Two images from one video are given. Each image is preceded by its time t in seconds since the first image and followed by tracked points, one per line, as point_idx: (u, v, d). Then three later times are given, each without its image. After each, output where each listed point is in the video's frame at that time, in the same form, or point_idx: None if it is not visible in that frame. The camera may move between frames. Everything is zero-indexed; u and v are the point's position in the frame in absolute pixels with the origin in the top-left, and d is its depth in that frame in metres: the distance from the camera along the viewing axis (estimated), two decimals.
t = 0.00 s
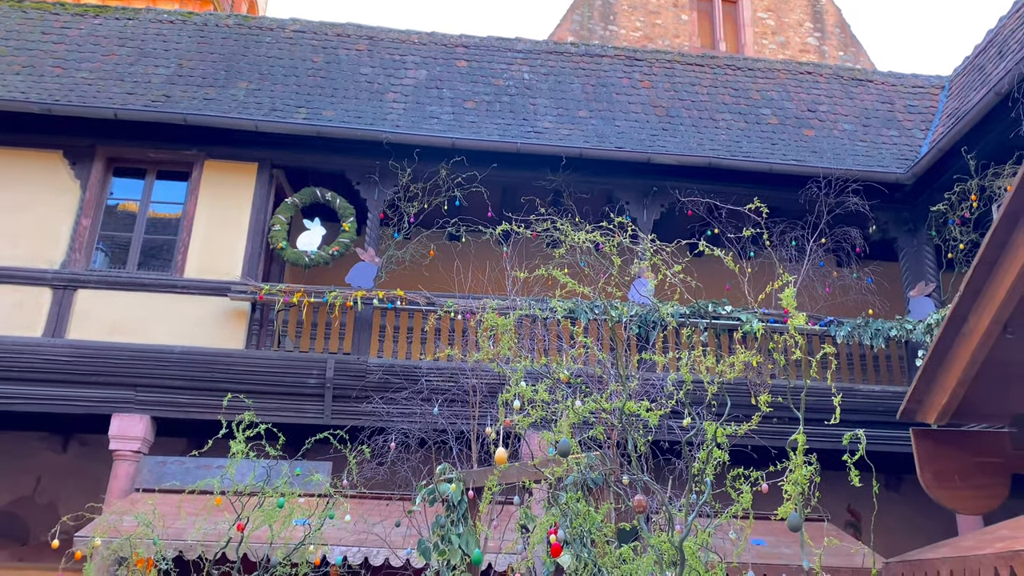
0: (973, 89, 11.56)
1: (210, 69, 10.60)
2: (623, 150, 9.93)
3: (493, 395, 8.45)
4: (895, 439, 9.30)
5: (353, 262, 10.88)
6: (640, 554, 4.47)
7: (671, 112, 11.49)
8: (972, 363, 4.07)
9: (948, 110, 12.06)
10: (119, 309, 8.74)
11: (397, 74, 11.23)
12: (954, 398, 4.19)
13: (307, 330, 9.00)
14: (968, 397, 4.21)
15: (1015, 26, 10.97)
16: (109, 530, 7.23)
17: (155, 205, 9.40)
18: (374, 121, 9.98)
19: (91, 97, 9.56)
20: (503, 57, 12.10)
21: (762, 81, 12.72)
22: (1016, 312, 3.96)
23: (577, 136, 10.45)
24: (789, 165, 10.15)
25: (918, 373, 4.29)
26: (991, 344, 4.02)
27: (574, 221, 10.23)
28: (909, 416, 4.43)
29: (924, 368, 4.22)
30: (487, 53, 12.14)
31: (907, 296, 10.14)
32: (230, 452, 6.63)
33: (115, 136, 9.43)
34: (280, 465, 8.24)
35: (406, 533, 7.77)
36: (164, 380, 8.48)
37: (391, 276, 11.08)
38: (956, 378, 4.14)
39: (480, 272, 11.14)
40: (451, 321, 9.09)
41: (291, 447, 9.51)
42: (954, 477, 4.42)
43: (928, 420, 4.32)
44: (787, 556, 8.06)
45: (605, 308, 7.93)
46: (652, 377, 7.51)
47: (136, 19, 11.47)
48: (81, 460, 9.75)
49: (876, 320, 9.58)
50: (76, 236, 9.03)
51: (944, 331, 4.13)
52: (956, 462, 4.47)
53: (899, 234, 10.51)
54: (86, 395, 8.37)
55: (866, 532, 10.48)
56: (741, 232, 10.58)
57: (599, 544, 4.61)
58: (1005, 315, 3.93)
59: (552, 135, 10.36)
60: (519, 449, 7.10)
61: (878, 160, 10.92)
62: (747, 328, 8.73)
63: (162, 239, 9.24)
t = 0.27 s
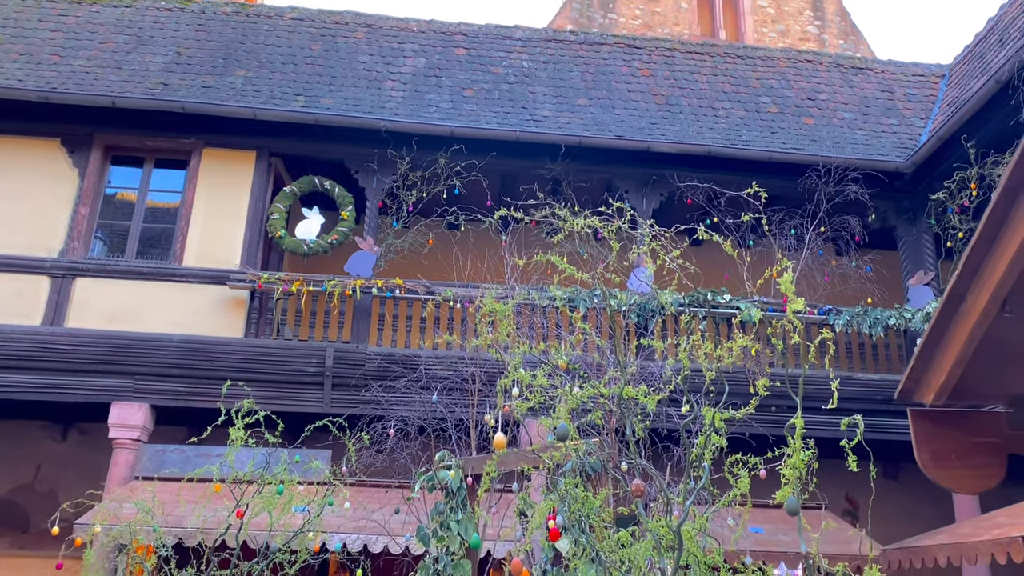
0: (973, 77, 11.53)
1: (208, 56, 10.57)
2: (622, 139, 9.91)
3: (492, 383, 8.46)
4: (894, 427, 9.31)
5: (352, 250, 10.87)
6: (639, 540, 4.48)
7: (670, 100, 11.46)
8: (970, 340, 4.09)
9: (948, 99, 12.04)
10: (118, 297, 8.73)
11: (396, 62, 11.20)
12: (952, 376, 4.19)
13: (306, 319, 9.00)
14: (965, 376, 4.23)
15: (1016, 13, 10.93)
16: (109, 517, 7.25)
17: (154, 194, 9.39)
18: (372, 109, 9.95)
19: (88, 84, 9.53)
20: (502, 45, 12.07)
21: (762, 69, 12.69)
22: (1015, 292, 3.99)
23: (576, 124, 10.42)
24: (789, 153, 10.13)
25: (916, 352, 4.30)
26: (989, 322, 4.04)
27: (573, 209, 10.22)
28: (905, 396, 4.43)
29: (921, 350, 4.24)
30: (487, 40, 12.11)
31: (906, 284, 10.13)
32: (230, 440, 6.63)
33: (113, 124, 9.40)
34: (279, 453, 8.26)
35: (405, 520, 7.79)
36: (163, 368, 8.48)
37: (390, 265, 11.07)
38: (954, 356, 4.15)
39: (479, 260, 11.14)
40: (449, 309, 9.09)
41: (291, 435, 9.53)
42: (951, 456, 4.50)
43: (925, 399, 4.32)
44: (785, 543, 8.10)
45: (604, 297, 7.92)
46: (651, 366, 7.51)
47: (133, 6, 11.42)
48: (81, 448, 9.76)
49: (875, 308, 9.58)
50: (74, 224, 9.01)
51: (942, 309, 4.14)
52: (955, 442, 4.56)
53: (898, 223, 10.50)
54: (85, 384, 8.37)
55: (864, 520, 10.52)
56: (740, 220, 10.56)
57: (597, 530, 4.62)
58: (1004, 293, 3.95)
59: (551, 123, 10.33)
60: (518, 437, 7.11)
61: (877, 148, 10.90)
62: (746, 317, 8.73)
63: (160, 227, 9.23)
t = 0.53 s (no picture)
0: (974, 68, 11.49)
1: (207, 47, 10.54)
2: (622, 129, 9.89)
3: (492, 374, 8.46)
4: (893, 418, 9.32)
5: (351, 242, 10.86)
6: (639, 529, 4.49)
7: (670, 91, 11.44)
8: (971, 329, 4.08)
9: (948, 89, 12.01)
10: (117, 288, 8.72)
11: (395, 53, 11.17)
12: (952, 365, 4.19)
13: (306, 310, 9.00)
14: (966, 365, 4.23)
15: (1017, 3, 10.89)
16: (109, 507, 7.26)
17: (153, 185, 9.37)
18: (371, 99, 9.92)
19: (86, 75, 9.50)
20: (501, 36, 12.05)
21: (762, 60, 12.67)
22: (1015, 280, 3.97)
23: (576, 115, 10.40)
24: (789, 144, 10.11)
25: (916, 341, 4.30)
26: (990, 310, 4.03)
27: (572, 200, 10.20)
28: (906, 383, 4.43)
29: (922, 339, 4.25)
30: (486, 31, 12.09)
31: (906, 276, 10.12)
32: (229, 430, 6.62)
33: (111, 115, 9.38)
34: (279, 443, 8.27)
35: (405, 511, 7.80)
36: (163, 359, 8.48)
37: (390, 256, 11.07)
38: (955, 345, 4.14)
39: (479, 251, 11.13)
40: (449, 300, 9.09)
41: (291, 426, 9.54)
42: (951, 445, 4.43)
43: (925, 388, 4.33)
44: (785, 533, 8.12)
45: (603, 288, 7.91)
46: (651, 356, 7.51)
47: None
48: (81, 439, 9.77)
49: (875, 299, 9.58)
50: (73, 215, 8.99)
51: (943, 298, 4.13)
52: (956, 431, 4.48)
53: (898, 214, 10.49)
54: (85, 375, 8.37)
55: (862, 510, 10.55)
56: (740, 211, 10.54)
57: (597, 519, 4.62)
58: (1005, 282, 3.94)
59: (551, 114, 10.31)
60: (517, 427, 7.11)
61: (877, 139, 10.88)
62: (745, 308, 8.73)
63: (159, 218, 9.21)
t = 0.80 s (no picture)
0: (975, 61, 11.46)
1: (206, 39, 10.52)
2: (622, 122, 9.87)
3: (492, 367, 8.46)
4: (893, 411, 9.33)
5: (351, 235, 10.85)
6: (639, 522, 4.49)
7: (671, 84, 11.42)
8: (972, 322, 4.08)
9: (949, 82, 11.99)
10: (117, 281, 8.73)
11: (395, 45, 11.15)
12: (953, 358, 4.18)
13: (305, 303, 9.00)
14: (966, 359, 4.22)
15: None
16: (109, 499, 7.26)
17: (152, 178, 9.36)
18: (370, 92, 9.90)
19: (85, 67, 9.48)
20: (501, 28, 12.03)
21: (762, 53, 12.64)
22: (1016, 273, 3.98)
23: (576, 107, 10.38)
24: (789, 137, 10.09)
25: (917, 335, 4.28)
26: (990, 303, 4.03)
27: (572, 192, 10.19)
28: (906, 377, 4.41)
29: (922, 331, 4.22)
30: (486, 24, 12.06)
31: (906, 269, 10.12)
32: (229, 423, 6.61)
33: (110, 107, 9.36)
34: (279, 436, 8.28)
35: (405, 503, 7.81)
36: (163, 353, 8.49)
37: (389, 249, 11.06)
38: (956, 339, 4.13)
39: (479, 244, 11.13)
40: (449, 293, 9.09)
41: (291, 419, 9.55)
42: (951, 440, 4.46)
43: (926, 381, 4.31)
44: (784, 526, 8.13)
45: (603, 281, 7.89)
46: (650, 351, 7.52)
47: None
48: (80, 432, 9.78)
49: (874, 292, 9.57)
50: (72, 208, 8.99)
51: (943, 292, 4.14)
52: (956, 425, 4.50)
53: (898, 207, 10.48)
54: (84, 368, 8.37)
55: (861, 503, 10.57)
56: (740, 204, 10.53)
57: (597, 512, 4.62)
58: (1006, 275, 3.95)
59: (551, 107, 10.29)
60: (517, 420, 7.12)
61: (878, 132, 10.86)
62: (745, 302, 8.74)
63: (158, 211, 9.21)
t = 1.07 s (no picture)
0: (975, 55, 11.44)
1: (205, 33, 10.49)
2: (622, 117, 9.86)
3: (492, 362, 8.47)
4: (893, 406, 9.34)
5: (350, 229, 10.85)
6: (639, 517, 4.49)
7: (671, 78, 11.40)
8: (974, 318, 4.07)
9: (949, 77, 11.97)
10: (116, 276, 8.72)
11: (394, 39, 11.13)
12: (954, 354, 4.18)
13: (305, 298, 9.00)
14: (967, 354, 4.21)
15: None
16: (109, 494, 7.26)
17: (151, 172, 9.35)
18: (370, 86, 9.88)
19: (84, 61, 9.46)
20: (501, 22, 12.00)
21: (762, 47, 12.62)
22: (1019, 269, 3.96)
23: (576, 102, 10.36)
24: (789, 131, 10.08)
25: (918, 330, 4.29)
26: (993, 300, 4.01)
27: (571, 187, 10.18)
28: (908, 372, 4.42)
29: (925, 325, 4.24)
30: (486, 17, 12.04)
31: (906, 263, 10.11)
32: (229, 418, 6.61)
33: (109, 101, 9.34)
34: (279, 430, 8.29)
35: (405, 498, 7.82)
36: (162, 347, 8.48)
37: (389, 244, 11.06)
38: (957, 335, 4.13)
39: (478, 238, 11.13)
40: (448, 288, 9.09)
41: (291, 413, 9.56)
42: (952, 435, 4.41)
43: (927, 377, 4.32)
44: (783, 520, 8.15)
45: (603, 276, 7.88)
46: (650, 345, 7.53)
47: None
48: (80, 426, 9.78)
49: (874, 287, 9.57)
50: (71, 202, 8.97)
51: (945, 288, 4.12)
52: (956, 421, 4.47)
53: (898, 202, 10.48)
54: (84, 362, 8.37)
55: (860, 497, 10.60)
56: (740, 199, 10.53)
57: (597, 506, 4.62)
58: (1008, 271, 3.92)
59: (550, 101, 10.27)
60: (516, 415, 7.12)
61: (878, 126, 10.85)
62: (744, 296, 8.74)
63: (158, 206, 9.20)
